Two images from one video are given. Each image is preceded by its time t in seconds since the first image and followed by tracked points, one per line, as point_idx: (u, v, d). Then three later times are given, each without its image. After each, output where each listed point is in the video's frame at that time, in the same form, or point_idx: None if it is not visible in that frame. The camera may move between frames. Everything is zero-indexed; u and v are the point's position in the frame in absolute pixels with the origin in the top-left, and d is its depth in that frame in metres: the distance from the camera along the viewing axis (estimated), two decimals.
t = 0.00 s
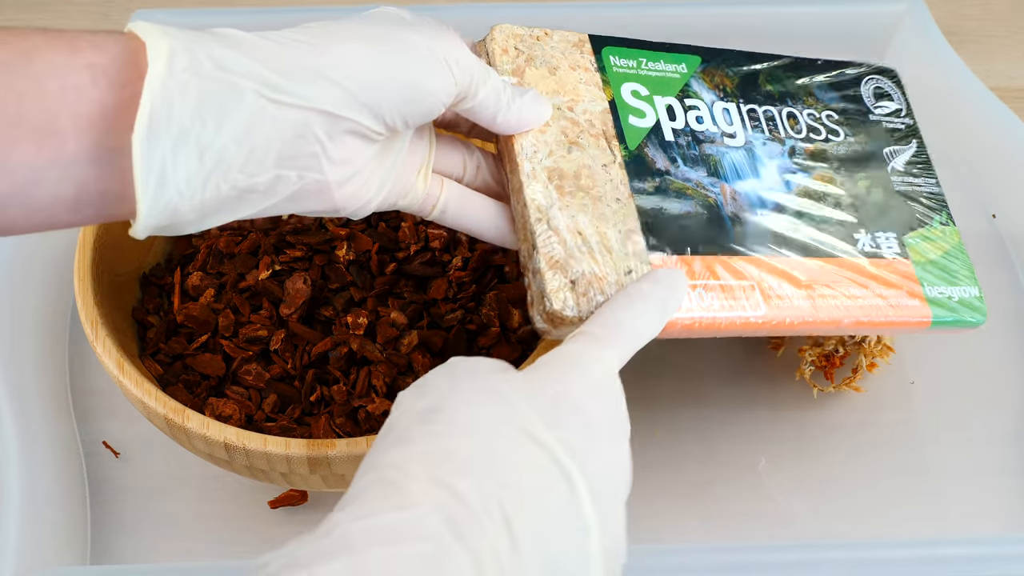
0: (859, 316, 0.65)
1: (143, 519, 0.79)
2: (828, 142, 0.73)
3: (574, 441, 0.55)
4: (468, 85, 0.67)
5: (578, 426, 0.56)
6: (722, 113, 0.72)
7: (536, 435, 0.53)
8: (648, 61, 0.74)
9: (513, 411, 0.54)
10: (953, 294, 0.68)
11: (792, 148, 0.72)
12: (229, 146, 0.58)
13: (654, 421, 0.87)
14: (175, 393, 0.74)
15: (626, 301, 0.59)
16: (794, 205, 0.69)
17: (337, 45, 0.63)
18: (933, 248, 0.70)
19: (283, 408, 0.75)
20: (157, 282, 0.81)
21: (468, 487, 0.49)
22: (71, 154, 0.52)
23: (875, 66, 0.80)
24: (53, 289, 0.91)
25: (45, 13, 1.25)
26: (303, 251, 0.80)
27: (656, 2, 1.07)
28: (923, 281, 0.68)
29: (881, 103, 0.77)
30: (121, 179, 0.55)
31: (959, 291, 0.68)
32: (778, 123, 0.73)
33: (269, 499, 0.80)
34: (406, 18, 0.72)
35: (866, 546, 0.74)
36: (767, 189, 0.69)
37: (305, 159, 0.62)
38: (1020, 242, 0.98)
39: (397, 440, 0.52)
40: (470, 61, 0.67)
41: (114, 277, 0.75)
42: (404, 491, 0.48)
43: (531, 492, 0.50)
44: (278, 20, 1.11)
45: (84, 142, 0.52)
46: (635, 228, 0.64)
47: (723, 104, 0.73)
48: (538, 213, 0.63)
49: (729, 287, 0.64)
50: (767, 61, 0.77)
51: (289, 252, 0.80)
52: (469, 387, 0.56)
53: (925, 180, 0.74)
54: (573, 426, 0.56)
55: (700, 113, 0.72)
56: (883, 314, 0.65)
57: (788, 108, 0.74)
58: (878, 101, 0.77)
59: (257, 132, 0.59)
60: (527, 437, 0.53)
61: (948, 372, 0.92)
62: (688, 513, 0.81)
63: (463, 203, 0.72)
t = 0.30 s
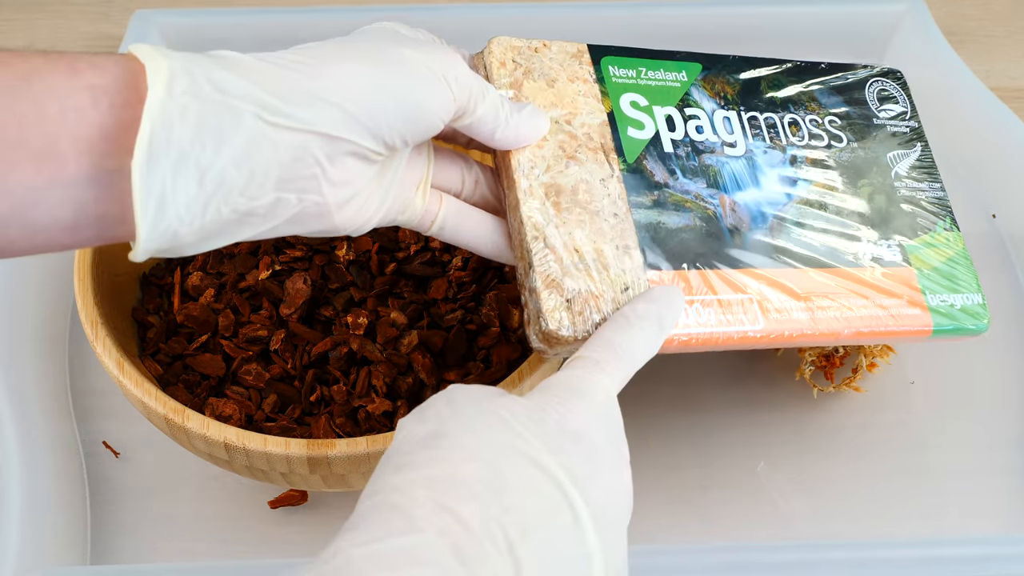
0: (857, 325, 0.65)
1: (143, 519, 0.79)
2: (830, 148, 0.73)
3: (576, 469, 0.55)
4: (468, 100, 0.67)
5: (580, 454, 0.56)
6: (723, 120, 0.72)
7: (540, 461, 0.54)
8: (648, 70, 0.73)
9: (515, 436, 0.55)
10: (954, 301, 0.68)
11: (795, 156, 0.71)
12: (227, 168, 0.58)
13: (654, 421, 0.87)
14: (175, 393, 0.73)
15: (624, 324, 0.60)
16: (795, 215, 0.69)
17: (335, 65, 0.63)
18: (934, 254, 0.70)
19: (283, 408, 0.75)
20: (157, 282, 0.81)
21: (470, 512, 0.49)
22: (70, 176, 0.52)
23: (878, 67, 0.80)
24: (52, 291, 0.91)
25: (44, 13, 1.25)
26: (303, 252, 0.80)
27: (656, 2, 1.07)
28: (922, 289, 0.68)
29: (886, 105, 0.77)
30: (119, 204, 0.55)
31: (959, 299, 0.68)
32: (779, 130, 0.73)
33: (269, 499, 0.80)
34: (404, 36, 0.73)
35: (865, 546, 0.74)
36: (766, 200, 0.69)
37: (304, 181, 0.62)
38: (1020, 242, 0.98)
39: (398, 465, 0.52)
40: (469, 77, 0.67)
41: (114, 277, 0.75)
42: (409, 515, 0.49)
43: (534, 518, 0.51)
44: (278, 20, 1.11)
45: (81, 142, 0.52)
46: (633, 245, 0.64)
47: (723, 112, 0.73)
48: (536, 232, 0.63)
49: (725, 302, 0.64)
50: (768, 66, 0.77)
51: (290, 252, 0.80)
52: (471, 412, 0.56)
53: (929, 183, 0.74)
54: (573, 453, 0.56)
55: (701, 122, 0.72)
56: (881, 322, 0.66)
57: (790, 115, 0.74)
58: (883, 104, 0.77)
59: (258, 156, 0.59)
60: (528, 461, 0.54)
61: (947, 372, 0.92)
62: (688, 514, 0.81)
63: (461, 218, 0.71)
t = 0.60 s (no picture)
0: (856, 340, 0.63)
1: (143, 519, 0.79)
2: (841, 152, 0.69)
3: (575, 486, 0.56)
4: (465, 113, 0.66)
5: (578, 470, 0.57)
6: (731, 126, 0.68)
7: (539, 478, 0.55)
8: (656, 72, 0.69)
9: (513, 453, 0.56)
10: (958, 313, 0.65)
11: (806, 164, 0.67)
12: (221, 184, 0.58)
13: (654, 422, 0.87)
14: (175, 393, 0.73)
15: (619, 342, 0.59)
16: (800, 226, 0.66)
17: (331, 84, 0.63)
18: (941, 262, 0.67)
19: (283, 408, 0.75)
20: (157, 282, 0.81)
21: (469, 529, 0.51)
22: (65, 191, 0.53)
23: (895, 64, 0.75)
24: (53, 291, 0.91)
25: (46, 14, 1.25)
26: (304, 252, 0.80)
27: (656, 2, 1.07)
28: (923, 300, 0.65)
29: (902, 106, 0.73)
30: (113, 219, 0.56)
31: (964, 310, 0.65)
32: (788, 134, 0.68)
33: (269, 499, 0.80)
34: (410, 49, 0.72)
35: (866, 546, 0.74)
36: (772, 210, 0.66)
37: (299, 198, 0.63)
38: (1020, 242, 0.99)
39: (396, 482, 0.54)
40: (467, 89, 0.66)
41: (115, 278, 0.75)
42: (408, 534, 0.51)
43: (533, 535, 0.53)
44: (278, 20, 1.11)
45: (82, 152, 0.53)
46: (631, 258, 0.62)
47: (731, 116, 0.68)
48: (530, 245, 0.61)
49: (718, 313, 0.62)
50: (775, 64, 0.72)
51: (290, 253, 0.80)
52: (468, 428, 0.57)
53: (942, 190, 0.70)
54: (572, 470, 0.57)
55: (708, 127, 0.67)
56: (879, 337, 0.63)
57: (801, 117, 0.69)
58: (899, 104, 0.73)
59: (250, 172, 0.59)
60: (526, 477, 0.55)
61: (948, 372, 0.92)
62: (688, 515, 0.81)
63: (459, 226, 0.71)
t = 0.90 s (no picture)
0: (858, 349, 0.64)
1: (143, 519, 0.79)
2: (895, 144, 0.65)
3: (570, 508, 0.57)
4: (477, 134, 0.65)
5: (574, 492, 0.58)
6: (779, 117, 0.64)
7: (535, 500, 0.55)
8: (700, 58, 0.63)
9: (508, 475, 0.56)
10: (987, 319, 0.66)
11: (847, 163, 0.64)
12: (207, 236, 0.56)
13: (654, 423, 0.87)
14: (175, 393, 0.73)
15: (619, 364, 0.61)
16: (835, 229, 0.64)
17: (330, 115, 0.60)
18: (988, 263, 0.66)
19: (283, 408, 0.75)
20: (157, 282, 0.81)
21: (467, 552, 0.50)
22: (48, 229, 0.51)
23: (972, 26, 0.67)
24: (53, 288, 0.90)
25: (46, 13, 1.25)
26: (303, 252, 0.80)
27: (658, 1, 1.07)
28: (926, 314, 0.65)
29: (977, 82, 0.66)
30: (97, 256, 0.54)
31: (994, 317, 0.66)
32: (841, 130, 0.64)
33: (268, 499, 0.79)
34: (425, 57, 0.68)
35: (867, 546, 0.74)
36: (806, 216, 0.64)
37: (292, 242, 0.61)
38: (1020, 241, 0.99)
39: (393, 504, 0.52)
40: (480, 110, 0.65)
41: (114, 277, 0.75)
42: (406, 556, 0.49)
43: (529, 557, 0.52)
44: (279, 20, 1.11)
45: (77, 173, 0.51)
46: (645, 274, 0.63)
47: (778, 106, 0.64)
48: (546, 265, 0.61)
49: (728, 322, 0.63)
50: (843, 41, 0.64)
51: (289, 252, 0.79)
52: (465, 450, 0.56)
53: (1000, 182, 0.66)
54: (568, 492, 0.57)
55: (749, 122, 0.63)
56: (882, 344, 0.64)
57: (857, 103, 0.65)
58: (974, 80, 0.66)
59: (238, 225, 0.57)
60: (523, 498, 0.55)
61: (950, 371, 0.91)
62: (688, 515, 0.81)
63: (472, 233, 0.72)
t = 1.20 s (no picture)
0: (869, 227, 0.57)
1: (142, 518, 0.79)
2: None
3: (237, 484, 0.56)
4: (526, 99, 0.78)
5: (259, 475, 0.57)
6: (897, 12, 0.48)
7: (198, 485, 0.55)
8: None
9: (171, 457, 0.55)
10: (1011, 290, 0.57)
11: (953, 62, 0.48)
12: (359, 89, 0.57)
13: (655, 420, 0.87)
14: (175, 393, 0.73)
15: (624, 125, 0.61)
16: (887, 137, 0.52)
17: None
18: (1013, 244, 0.53)
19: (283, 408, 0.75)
20: (157, 282, 0.81)
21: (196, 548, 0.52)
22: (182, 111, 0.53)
23: None
24: (52, 288, 0.89)
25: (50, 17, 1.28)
26: (303, 251, 0.81)
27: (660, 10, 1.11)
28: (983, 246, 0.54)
29: None
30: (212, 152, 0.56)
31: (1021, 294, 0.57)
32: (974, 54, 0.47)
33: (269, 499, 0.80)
34: None
35: (866, 546, 0.80)
36: (873, 118, 0.51)
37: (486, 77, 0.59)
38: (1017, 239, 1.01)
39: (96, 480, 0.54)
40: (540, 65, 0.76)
41: (113, 276, 0.76)
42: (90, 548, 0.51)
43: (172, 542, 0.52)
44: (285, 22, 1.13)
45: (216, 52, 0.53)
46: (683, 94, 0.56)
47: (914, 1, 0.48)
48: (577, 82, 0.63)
49: (732, 157, 0.56)
50: None
51: (290, 252, 0.80)
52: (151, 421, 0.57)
53: None
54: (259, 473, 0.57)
55: None
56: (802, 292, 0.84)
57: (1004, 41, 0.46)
58: None
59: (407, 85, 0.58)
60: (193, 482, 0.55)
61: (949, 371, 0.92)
62: (688, 513, 0.81)
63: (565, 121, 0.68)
